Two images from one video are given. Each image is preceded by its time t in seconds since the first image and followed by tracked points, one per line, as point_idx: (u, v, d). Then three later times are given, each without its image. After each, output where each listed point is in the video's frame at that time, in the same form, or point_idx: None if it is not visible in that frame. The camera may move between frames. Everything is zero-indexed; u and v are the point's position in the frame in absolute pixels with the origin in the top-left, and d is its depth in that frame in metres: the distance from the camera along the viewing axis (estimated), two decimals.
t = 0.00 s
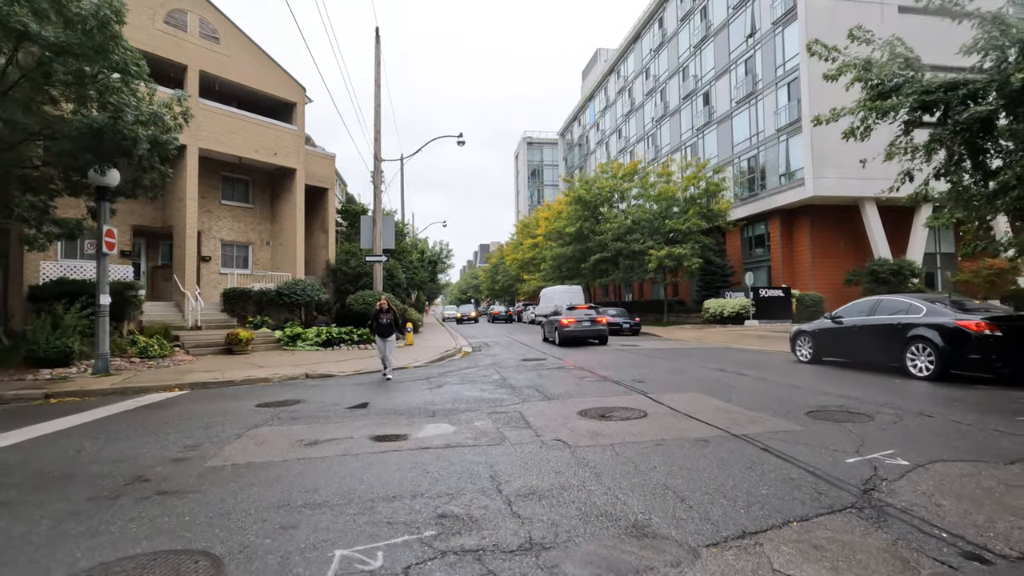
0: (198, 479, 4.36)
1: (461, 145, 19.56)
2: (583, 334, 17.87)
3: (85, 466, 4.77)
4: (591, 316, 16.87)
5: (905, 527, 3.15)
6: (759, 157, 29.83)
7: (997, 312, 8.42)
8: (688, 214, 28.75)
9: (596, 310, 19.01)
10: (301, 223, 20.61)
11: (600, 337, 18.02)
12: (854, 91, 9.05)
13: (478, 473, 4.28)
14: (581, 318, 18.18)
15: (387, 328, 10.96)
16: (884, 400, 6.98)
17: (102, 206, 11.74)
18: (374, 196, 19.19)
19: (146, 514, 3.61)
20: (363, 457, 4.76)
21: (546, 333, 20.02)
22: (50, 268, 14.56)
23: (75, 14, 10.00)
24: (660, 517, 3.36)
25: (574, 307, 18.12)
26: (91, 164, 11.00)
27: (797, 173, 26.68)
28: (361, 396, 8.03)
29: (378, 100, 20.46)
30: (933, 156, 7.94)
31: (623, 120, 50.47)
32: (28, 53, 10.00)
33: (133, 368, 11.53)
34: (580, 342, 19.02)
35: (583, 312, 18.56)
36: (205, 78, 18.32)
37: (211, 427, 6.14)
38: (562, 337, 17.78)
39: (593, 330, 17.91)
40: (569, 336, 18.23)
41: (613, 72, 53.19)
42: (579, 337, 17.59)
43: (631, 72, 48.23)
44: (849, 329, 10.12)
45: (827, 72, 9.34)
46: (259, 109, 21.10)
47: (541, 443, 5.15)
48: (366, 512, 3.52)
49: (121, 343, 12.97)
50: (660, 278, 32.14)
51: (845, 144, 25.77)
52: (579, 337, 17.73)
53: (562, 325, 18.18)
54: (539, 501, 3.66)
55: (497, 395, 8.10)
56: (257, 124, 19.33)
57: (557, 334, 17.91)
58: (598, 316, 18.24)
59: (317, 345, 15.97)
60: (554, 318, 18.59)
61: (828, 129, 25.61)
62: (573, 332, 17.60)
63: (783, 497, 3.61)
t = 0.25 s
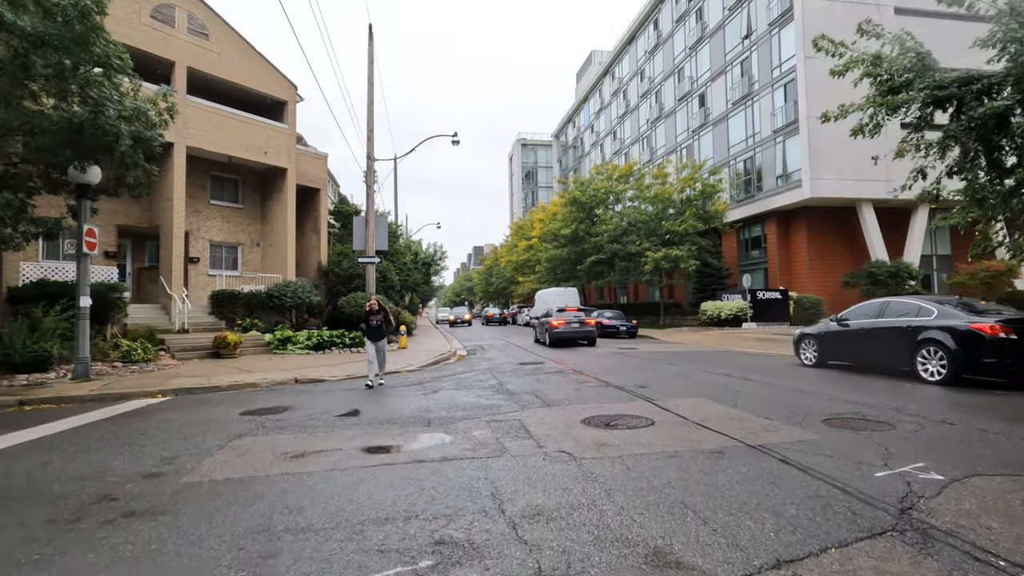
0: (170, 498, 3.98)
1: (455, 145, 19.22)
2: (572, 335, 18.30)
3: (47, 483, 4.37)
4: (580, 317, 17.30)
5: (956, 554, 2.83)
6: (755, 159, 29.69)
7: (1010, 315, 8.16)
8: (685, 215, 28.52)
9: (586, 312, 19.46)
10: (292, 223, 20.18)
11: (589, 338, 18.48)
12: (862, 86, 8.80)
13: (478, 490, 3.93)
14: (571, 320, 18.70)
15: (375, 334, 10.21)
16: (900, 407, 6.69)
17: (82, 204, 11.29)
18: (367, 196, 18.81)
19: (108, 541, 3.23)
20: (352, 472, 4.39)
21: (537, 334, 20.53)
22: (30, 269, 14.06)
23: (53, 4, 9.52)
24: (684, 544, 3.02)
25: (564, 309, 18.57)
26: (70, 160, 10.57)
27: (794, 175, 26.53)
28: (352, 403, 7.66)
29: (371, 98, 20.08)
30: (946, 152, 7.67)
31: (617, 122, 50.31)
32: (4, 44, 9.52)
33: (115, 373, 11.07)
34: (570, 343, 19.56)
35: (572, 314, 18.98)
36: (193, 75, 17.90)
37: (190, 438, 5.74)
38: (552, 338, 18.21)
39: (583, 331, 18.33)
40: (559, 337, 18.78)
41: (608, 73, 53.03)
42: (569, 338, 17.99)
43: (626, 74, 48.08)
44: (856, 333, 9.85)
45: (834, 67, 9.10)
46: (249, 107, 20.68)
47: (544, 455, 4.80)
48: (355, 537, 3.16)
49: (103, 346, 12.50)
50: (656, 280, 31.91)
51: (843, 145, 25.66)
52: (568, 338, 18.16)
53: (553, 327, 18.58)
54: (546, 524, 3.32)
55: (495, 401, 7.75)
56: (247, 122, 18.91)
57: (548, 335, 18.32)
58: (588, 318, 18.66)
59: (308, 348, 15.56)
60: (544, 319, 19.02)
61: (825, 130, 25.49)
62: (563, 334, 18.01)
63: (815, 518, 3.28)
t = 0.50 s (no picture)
0: (141, 517, 3.63)
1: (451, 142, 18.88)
2: (564, 336, 18.63)
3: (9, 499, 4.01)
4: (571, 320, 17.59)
5: None
6: (754, 159, 29.47)
7: None
8: (683, 216, 28.26)
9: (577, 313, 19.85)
10: (285, 223, 19.80)
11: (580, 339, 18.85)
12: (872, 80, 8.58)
13: (479, 508, 3.59)
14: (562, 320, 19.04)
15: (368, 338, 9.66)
16: (917, 412, 6.40)
17: (65, 201, 10.92)
18: (361, 195, 18.44)
19: (65, 570, 2.88)
20: (341, 487, 4.04)
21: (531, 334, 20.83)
22: (13, 270, 13.64)
23: None
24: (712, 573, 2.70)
25: (556, 311, 18.92)
26: (52, 155, 10.20)
27: (793, 175, 26.34)
28: (345, 409, 7.31)
29: (365, 95, 19.72)
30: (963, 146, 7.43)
31: (614, 122, 50.11)
32: None
33: (99, 376, 10.68)
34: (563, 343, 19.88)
35: (564, 314, 19.35)
36: (184, 71, 17.51)
37: (170, 448, 5.39)
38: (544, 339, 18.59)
39: (574, 331, 18.67)
40: (552, 337, 19.16)
41: (605, 74, 52.84)
42: (561, 339, 18.34)
43: (623, 74, 47.89)
44: (864, 334, 9.57)
45: (842, 61, 8.87)
46: (241, 104, 20.30)
47: (549, 467, 4.47)
48: (343, 566, 2.82)
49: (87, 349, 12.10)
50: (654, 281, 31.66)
51: (842, 145, 25.47)
52: (560, 338, 18.51)
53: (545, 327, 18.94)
54: (555, 548, 3.00)
55: (494, 406, 7.43)
56: (239, 119, 18.53)
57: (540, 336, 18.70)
58: (580, 318, 18.97)
59: (301, 350, 15.20)
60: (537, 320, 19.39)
61: (825, 130, 25.31)
62: (555, 334, 18.34)
63: (853, 541, 2.97)
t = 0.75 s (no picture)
0: (105, 549, 3.24)
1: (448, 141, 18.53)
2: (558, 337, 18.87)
3: None
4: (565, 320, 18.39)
5: None
6: (753, 160, 29.22)
7: None
8: (682, 217, 27.94)
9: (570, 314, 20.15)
10: (278, 224, 19.38)
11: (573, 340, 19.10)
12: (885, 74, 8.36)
13: (483, 538, 3.22)
14: (555, 322, 19.65)
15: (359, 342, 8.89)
16: (942, 422, 6.07)
17: (46, 199, 10.48)
18: (356, 195, 18.03)
19: None
20: (330, 512, 3.67)
21: (524, 336, 21.40)
22: None
23: None
24: None
25: (549, 313, 19.18)
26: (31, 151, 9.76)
27: (793, 176, 26.12)
28: (337, 419, 6.92)
29: (360, 93, 19.35)
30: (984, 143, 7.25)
31: (611, 123, 49.89)
32: None
33: (80, 383, 10.23)
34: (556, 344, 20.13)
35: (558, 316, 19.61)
36: (173, 68, 17.09)
37: (146, 464, 5.00)
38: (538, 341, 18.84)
39: (568, 333, 18.91)
40: (545, 338, 19.72)
41: (602, 74, 52.60)
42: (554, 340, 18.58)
43: (620, 75, 47.67)
44: (876, 338, 9.27)
45: (853, 55, 8.63)
46: (233, 102, 19.88)
47: (557, 487, 4.10)
48: None
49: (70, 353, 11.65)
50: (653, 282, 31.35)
51: (842, 146, 25.26)
52: (554, 340, 18.75)
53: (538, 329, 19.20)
54: None
55: (495, 416, 7.06)
56: (230, 117, 18.11)
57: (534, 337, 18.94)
58: (573, 320, 19.19)
59: (293, 354, 14.79)
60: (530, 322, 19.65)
61: (824, 130, 25.10)
62: (548, 336, 18.57)
63: None
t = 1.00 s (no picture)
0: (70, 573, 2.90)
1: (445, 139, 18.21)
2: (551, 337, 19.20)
3: None
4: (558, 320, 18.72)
5: None
6: (752, 159, 29.00)
7: None
8: (682, 216, 27.65)
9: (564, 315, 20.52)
10: (272, 223, 19.01)
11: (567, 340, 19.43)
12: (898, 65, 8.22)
13: (491, 562, 2.89)
14: (549, 323, 20.41)
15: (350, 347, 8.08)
16: (968, 427, 5.77)
17: (29, 195, 10.10)
18: (351, 193, 17.67)
19: None
20: (322, 530, 3.34)
21: (521, 337, 22.17)
22: None
23: None
24: None
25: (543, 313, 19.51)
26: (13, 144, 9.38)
27: (793, 176, 25.91)
28: (332, 425, 6.58)
29: (356, 91, 19.02)
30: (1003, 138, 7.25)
31: (609, 123, 49.66)
32: None
33: (64, 386, 9.85)
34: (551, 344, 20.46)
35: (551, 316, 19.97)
36: (165, 63, 16.72)
37: (126, 475, 4.65)
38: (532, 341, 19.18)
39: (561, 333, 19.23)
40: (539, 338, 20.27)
41: (599, 74, 52.38)
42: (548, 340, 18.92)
43: (618, 75, 47.45)
44: (889, 340, 8.99)
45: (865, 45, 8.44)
46: (226, 99, 19.51)
47: (569, 500, 3.79)
48: None
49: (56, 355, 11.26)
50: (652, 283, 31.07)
51: (843, 145, 25.04)
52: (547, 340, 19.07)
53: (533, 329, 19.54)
54: None
55: (497, 420, 6.73)
56: (224, 114, 17.75)
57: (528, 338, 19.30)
58: (566, 320, 19.49)
59: (287, 356, 14.45)
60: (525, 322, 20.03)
61: (825, 129, 24.89)
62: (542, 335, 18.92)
63: None
